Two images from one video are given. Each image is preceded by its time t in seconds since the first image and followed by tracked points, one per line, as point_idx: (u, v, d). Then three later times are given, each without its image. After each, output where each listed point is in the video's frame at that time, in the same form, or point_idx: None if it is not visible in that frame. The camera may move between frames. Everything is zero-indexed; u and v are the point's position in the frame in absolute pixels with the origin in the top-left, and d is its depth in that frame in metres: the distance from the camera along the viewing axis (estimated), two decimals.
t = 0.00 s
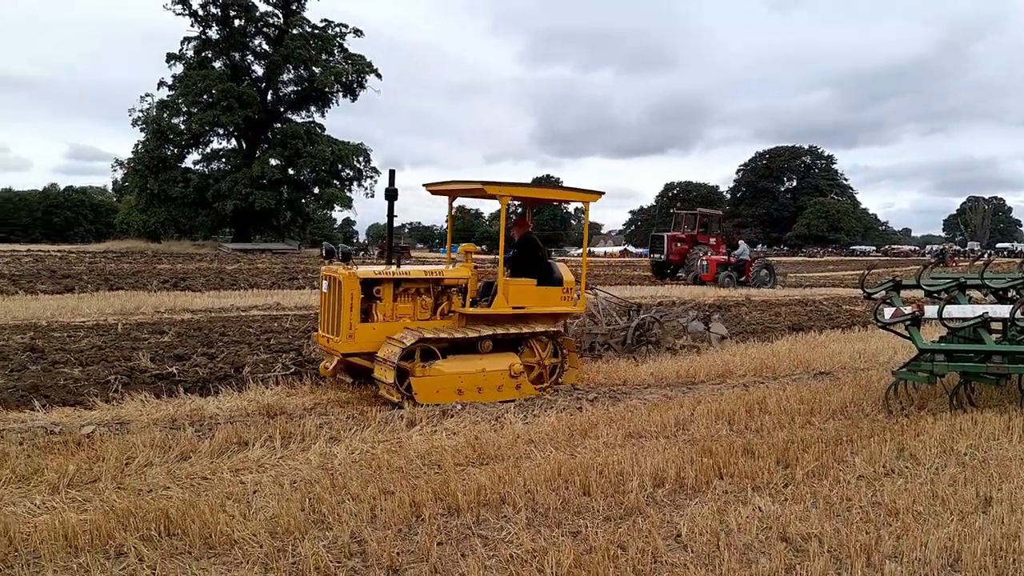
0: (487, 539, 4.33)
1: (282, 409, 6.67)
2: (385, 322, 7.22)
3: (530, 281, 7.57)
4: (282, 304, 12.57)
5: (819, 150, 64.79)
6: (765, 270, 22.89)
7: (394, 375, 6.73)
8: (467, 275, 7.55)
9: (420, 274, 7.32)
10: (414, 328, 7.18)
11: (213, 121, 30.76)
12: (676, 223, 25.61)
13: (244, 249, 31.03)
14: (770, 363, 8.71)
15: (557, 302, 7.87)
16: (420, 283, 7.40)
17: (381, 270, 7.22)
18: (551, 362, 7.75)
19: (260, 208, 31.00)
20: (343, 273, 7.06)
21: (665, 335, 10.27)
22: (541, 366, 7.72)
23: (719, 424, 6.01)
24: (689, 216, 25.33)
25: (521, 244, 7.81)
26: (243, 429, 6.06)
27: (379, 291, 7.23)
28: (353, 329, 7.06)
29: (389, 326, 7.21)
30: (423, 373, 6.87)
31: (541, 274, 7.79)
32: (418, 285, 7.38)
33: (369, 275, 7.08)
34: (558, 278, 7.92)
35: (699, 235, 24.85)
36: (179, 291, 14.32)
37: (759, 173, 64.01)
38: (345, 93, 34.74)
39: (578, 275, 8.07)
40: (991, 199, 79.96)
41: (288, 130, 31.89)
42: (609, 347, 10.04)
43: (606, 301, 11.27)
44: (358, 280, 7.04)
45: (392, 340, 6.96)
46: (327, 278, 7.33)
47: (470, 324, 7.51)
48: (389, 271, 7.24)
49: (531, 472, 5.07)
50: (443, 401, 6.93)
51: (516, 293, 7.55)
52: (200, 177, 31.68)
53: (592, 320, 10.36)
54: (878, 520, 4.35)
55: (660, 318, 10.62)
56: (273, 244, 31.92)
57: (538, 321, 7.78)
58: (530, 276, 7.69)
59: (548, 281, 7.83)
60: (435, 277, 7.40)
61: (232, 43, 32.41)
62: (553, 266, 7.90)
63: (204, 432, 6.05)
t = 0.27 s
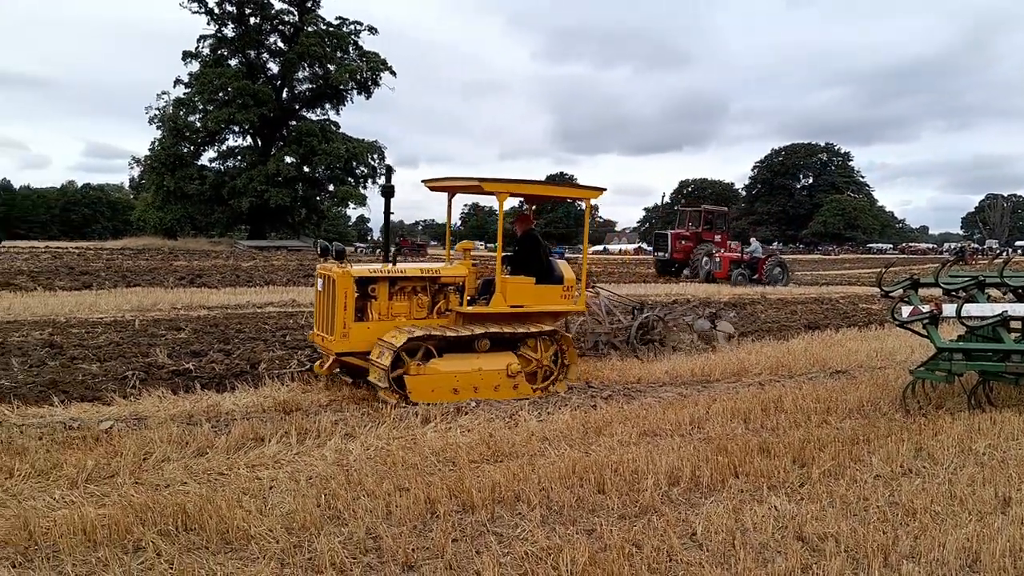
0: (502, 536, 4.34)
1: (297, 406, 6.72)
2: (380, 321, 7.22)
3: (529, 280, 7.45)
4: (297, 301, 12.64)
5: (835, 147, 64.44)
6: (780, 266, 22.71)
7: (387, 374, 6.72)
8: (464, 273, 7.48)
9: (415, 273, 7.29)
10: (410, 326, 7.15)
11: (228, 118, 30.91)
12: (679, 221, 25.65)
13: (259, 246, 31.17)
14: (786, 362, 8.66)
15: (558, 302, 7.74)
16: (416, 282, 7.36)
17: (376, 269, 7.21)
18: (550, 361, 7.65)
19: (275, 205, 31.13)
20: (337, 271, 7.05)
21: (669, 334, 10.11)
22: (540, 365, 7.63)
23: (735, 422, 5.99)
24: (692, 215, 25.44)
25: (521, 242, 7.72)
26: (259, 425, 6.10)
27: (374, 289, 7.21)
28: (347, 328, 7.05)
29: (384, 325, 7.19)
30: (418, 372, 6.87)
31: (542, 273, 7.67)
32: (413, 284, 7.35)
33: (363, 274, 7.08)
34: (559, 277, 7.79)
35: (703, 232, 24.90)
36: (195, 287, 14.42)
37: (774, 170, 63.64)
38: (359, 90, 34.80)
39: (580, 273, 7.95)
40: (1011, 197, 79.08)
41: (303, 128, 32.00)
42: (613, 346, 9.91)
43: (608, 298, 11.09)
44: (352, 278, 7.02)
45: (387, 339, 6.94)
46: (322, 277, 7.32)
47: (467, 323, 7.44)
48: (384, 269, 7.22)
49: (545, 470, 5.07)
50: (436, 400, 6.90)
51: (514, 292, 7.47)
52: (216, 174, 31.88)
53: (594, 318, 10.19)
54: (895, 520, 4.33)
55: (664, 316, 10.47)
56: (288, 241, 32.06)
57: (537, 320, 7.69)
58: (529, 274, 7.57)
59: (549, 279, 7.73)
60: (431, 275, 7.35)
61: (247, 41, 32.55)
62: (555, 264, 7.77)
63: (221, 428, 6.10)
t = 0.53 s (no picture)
0: (516, 537, 4.34)
1: (312, 406, 6.76)
2: (376, 321, 7.18)
3: (527, 282, 7.37)
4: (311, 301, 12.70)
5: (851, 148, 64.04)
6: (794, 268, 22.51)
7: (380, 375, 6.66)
8: (462, 275, 7.51)
9: (412, 274, 7.27)
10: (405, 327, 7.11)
11: (244, 121, 31.11)
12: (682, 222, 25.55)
13: (274, 247, 31.33)
14: (801, 364, 8.61)
15: (558, 305, 7.65)
16: (413, 282, 7.34)
17: (372, 268, 7.18)
18: (549, 366, 7.58)
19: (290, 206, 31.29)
20: (332, 270, 7.00)
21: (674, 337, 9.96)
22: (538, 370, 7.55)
23: (750, 424, 5.96)
24: (697, 215, 25.34)
25: (523, 244, 7.55)
26: (274, 425, 6.14)
27: (370, 289, 7.19)
28: (341, 328, 6.98)
29: (379, 325, 7.14)
30: (411, 373, 6.79)
31: (543, 275, 7.56)
32: (410, 285, 7.33)
33: (358, 273, 7.04)
34: (561, 279, 7.67)
35: (708, 233, 24.79)
36: (211, 288, 14.52)
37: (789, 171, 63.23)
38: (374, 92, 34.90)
39: (583, 276, 7.76)
40: None
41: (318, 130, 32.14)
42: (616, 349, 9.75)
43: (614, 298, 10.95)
44: (347, 278, 6.98)
45: (381, 339, 6.88)
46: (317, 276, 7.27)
47: (464, 325, 7.40)
48: (380, 269, 7.21)
49: (559, 471, 5.07)
50: (430, 403, 6.81)
51: (513, 294, 7.35)
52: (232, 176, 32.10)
53: (598, 319, 10.07)
54: (912, 523, 4.29)
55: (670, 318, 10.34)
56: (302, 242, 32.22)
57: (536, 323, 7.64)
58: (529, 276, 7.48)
59: (549, 282, 7.56)
60: (428, 276, 7.35)
61: (263, 44, 32.74)
62: (557, 266, 7.65)
63: (237, 428, 6.14)
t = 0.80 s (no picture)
0: (532, 535, 4.35)
1: (327, 404, 6.79)
2: (371, 319, 7.11)
3: (525, 281, 7.26)
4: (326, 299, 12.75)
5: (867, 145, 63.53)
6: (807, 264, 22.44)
7: (371, 375, 6.61)
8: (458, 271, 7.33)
9: (407, 271, 7.16)
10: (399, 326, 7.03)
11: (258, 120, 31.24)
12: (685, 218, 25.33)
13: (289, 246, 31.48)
14: (817, 362, 8.57)
15: (559, 303, 7.52)
16: (409, 280, 7.23)
17: (367, 266, 7.09)
18: (547, 366, 7.47)
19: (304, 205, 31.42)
20: (326, 267, 6.96)
21: (678, 336, 9.91)
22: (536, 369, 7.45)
23: (766, 423, 5.94)
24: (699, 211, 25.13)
25: (524, 242, 7.53)
26: (290, 422, 6.17)
27: (365, 287, 7.11)
28: (335, 326, 6.97)
29: (373, 324, 7.08)
30: (404, 373, 6.74)
31: (542, 273, 7.47)
32: (406, 283, 7.22)
33: (352, 271, 6.97)
34: (562, 278, 7.57)
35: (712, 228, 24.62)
36: (227, 286, 14.62)
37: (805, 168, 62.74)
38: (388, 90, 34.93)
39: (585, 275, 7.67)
40: None
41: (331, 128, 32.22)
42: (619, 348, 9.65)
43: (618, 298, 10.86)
44: (340, 275, 6.93)
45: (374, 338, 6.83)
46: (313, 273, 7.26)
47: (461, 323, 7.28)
48: (375, 266, 7.12)
49: (574, 469, 5.07)
50: (423, 403, 6.76)
51: (511, 293, 7.22)
52: (247, 175, 32.27)
53: (601, 317, 9.94)
54: (930, 523, 4.26)
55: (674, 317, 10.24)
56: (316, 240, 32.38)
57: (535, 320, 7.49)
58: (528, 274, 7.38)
59: (549, 281, 7.49)
60: (424, 274, 7.22)
61: (277, 43, 32.86)
62: (557, 264, 7.57)
63: (253, 425, 6.18)
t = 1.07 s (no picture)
0: (547, 535, 4.35)
1: (342, 403, 6.82)
2: (365, 319, 7.09)
3: (522, 281, 7.23)
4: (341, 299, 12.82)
5: (883, 144, 63.05)
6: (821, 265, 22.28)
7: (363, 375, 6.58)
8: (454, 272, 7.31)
9: (402, 272, 7.14)
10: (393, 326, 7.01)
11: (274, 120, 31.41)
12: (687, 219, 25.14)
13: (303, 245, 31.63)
14: (834, 363, 8.52)
15: (557, 304, 7.48)
16: (403, 281, 7.21)
17: (362, 266, 7.05)
18: (544, 366, 7.45)
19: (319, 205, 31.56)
20: (319, 268, 6.94)
21: (683, 337, 9.83)
22: (532, 369, 7.42)
23: (782, 424, 5.92)
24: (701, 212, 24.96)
25: (523, 242, 7.55)
26: (306, 421, 6.21)
27: (359, 287, 7.09)
28: (328, 327, 6.95)
29: (367, 324, 7.05)
30: (397, 373, 6.70)
31: (540, 274, 7.45)
32: (400, 283, 7.20)
33: (346, 272, 6.93)
34: (561, 278, 7.55)
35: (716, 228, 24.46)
36: (243, 286, 14.71)
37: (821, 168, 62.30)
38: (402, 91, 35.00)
39: (584, 275, 7.63)
40: None
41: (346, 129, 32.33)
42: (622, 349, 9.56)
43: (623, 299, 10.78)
44: (334, 276, 6.91)
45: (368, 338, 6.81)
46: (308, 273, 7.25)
47: (456, 324, 7.27)
48: (369, 267, 7.09)
49: (589, 470, 5.07)
50: (417, 404, 6.73)
51: (507, 293, 7.20)
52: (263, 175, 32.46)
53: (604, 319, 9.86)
54: (949, 526, 4.23)
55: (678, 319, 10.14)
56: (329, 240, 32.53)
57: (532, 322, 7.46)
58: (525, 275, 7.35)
59: (548, 281, 7.48)
60: (418, 275, 7.20)
61: (293, 44, 33.02)
62: (556, 264, 7.56)
63: (269, 424, 6.22)
